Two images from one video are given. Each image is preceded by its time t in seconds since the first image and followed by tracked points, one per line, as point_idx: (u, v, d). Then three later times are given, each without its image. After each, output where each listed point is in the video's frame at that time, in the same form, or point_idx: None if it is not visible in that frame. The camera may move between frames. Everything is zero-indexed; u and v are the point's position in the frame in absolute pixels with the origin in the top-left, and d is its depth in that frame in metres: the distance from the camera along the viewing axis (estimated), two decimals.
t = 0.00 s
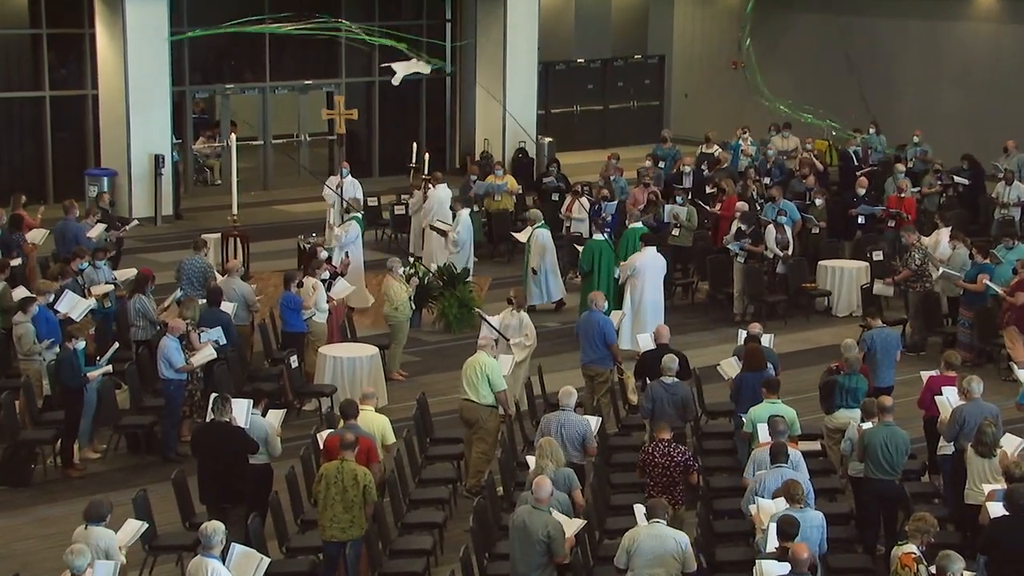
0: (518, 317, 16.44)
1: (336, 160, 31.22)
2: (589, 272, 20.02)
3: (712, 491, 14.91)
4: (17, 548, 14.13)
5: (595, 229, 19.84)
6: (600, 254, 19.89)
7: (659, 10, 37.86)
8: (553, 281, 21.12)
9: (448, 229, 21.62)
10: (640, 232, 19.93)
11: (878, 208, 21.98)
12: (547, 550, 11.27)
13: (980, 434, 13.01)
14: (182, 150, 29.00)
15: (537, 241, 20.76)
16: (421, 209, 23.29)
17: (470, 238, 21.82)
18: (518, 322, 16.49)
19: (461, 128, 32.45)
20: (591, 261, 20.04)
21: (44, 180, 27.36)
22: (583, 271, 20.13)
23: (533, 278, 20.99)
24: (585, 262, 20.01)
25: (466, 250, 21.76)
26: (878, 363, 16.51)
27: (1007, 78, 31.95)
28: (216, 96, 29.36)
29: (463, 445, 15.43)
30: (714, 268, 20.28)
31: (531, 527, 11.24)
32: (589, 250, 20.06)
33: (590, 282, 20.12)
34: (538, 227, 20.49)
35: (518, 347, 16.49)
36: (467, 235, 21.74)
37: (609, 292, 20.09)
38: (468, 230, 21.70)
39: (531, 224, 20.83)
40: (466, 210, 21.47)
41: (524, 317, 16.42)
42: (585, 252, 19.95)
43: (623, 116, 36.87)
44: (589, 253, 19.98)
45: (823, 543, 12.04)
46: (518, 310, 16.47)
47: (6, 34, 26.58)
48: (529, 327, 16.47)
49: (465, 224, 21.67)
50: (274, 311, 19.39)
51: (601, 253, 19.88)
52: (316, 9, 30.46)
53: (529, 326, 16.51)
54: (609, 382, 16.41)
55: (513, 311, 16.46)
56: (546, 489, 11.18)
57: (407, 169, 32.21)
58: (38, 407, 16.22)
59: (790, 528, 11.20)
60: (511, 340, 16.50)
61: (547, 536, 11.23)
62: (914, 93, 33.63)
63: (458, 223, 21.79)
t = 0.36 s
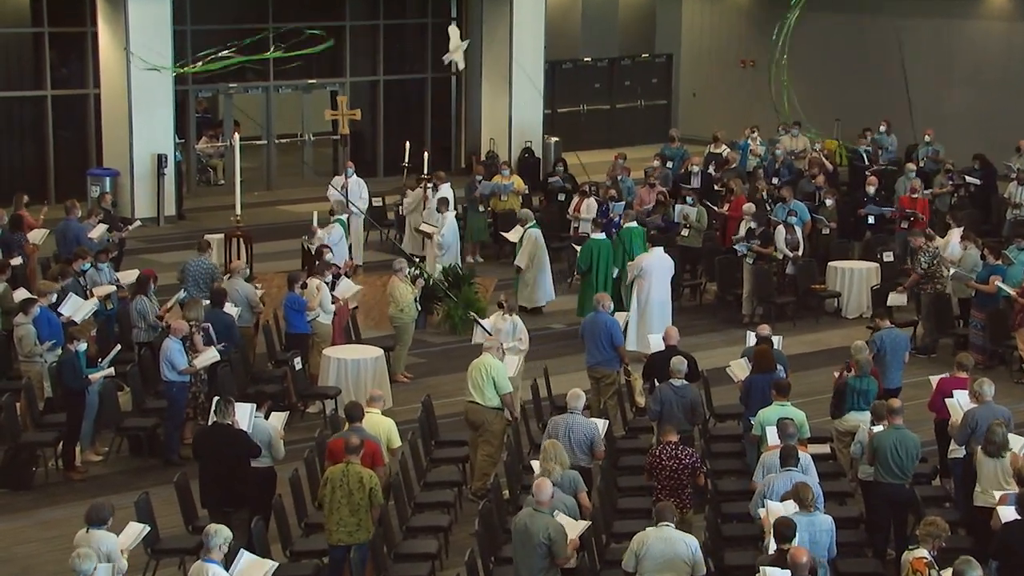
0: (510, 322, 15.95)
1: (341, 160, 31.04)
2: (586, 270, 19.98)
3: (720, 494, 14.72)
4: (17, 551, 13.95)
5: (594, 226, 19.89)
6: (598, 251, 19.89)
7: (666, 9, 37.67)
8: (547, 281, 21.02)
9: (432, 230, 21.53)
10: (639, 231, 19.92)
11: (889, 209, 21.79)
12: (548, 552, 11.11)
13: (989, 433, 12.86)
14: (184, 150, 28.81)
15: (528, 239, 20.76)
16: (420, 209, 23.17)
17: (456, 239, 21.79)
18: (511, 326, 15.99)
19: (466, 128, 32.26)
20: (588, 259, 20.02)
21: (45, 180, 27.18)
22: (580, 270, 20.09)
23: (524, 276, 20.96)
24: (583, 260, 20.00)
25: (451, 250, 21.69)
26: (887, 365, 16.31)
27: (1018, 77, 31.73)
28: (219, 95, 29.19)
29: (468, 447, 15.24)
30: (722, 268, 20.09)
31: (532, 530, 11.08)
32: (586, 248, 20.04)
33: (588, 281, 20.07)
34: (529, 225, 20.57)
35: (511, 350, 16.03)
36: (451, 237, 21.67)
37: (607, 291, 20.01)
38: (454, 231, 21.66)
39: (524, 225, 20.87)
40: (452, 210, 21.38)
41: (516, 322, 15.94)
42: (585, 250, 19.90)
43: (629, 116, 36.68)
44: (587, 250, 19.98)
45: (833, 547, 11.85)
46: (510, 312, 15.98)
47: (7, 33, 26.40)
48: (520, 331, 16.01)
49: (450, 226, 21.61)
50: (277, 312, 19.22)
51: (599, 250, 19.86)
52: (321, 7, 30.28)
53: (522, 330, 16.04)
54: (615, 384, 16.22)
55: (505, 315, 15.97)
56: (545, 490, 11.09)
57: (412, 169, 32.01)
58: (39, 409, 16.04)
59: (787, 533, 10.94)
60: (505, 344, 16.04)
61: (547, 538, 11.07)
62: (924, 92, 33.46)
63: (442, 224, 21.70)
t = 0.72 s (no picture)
0: (500, 325, 15.85)
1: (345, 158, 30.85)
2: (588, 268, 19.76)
3: (729, 497, 14.53)
4: (17, 554, 13.78)
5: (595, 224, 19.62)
6: (599, 249, 19.68)
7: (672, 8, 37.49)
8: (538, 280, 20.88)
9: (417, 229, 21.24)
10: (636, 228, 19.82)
11: (899, 208, 21.58)
12: (552, 553, 11.06)
13: (999, 435, 12.63)
14: (188, 149, 28.66)
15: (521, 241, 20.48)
16: (416, 207, 23.25)
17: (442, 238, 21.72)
18: (499, 326, 15.92)
19: (471, 126, 32.07)
20: (589, 257, 19.79)
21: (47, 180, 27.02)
22: (580, 268, 19.86)
23: (516, 278, 20.77)
24: (584, 258, 19.75)
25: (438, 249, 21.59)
26: (896, 365, 16.14)
27: None
28: (223, 94, 29.02)
29: (474, 450, 15.06)
30: (731, 269, 19.89)
31: (535, 531, 11.03)
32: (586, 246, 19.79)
33: (589, 279, 19.85)
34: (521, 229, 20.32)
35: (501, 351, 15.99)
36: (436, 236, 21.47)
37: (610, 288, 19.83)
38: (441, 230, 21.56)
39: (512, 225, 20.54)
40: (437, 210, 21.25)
41: (505, 323, 15.83)
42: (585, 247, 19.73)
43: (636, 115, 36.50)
44: (587, 248, 19.74)
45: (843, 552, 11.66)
46: (500, 314, 15.90)
47: (9, 31, 26.24)
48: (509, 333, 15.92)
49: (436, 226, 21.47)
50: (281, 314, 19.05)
51: (601, 248, 19.65)
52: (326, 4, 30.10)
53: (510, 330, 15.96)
54: (622, 385, 16.02)
55: (494, 316, 15.86)
56: (547, 491, 11.01)
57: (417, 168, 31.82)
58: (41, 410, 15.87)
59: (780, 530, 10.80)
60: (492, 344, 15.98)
61: (550, 538, 11.02)
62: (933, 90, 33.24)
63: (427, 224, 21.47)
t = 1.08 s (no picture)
0: (492, 330, 15.65)
1: (350, 158, 30.64)
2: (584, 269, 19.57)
3: (738, 501, 14.34)
4: (17, 557, 13.61)
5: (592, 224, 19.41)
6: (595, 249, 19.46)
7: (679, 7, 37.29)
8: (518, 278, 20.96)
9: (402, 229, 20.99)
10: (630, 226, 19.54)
11: (909, 209, 21.38)
12: (556, 556, 10.89)
13: (1009, 436, 12.42)
14: (191, 148, 28.50)
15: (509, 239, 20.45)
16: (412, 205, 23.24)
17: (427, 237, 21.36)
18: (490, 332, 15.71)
19: (477, 126, 31.89)
20: (587, 257, 19.59)
21: (48, 180, 26.86)
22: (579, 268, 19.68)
23: (504, 275, 20.66)
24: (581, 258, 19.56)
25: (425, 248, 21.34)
26: (906, 366, 15.92)
27: None
28: (226, 92, 28.86)
29: (480, 452, 14.87)
30: (739, 269, 19.72)
31: (539, 533, 10.87)
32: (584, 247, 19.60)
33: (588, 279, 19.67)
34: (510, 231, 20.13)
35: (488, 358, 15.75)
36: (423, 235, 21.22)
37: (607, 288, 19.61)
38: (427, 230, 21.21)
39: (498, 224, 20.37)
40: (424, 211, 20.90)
41: (497, 328, 15.63)
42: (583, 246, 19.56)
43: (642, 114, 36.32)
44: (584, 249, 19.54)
45: (852, 556, 11.47)
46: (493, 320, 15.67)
47: (11, 29, 26.09)
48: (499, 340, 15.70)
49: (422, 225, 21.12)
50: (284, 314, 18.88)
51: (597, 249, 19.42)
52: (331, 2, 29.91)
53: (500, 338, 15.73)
54: (630, 387, 15.82)
55: (486, 321, 15.67)
56: (551, 492, 10.84)
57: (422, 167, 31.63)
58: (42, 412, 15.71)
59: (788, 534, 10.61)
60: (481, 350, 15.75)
61: (555, 541, 10.85)
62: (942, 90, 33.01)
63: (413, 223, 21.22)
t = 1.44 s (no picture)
0: (483, 332, 15.38)
1: (354, 156, 30.44)
2: (578, 266, 19.66)
3: (746, 503, 14.15)
4: (18, 561, 13.43)
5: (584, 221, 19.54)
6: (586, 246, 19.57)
7: (685, 6, 37.10)
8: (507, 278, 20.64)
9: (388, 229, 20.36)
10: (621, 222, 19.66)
11: (920, 208, 21.18)
12: (568, 559, 10.71)
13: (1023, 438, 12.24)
14: (194, 147, 28.34)
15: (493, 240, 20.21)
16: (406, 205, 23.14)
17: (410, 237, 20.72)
18: (481, 334, 15.43)
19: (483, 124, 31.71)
20: (581, 254, 19.71)
21: (50, 179, 26.69)
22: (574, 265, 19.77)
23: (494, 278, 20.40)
24: (574, 255, 19.68)
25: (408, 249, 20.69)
26: (914, 368, 15.72)
27: None
28: (229, 90, 28.69)
29: (486, 454, 14.68)
30: (747, 270, 19.52)
31: (550, 537, 10.67)
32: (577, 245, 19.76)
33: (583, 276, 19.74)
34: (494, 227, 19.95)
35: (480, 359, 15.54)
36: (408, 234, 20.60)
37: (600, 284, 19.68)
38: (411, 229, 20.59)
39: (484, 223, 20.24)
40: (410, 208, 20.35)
41: (487, 331, 15.33)
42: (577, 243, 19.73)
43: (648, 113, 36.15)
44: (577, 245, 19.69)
45: (863, 559, 11.29)
46: (482, 321, 15.35)
47: (11, 26, 25.93)
48: (491, 343, 15.45)
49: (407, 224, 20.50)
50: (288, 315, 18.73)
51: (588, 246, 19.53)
52: None
53: (491, 339, 15.46)
54: (638, 388, 15.62)
55: (476, 323, 15.36)
56: (563, 496, 10.60)
57: (428, 165, 31.45)
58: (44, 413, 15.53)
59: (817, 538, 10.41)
60: (472, 351, 15.51)
61: (567, 544, 10.65)
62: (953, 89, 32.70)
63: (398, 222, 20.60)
